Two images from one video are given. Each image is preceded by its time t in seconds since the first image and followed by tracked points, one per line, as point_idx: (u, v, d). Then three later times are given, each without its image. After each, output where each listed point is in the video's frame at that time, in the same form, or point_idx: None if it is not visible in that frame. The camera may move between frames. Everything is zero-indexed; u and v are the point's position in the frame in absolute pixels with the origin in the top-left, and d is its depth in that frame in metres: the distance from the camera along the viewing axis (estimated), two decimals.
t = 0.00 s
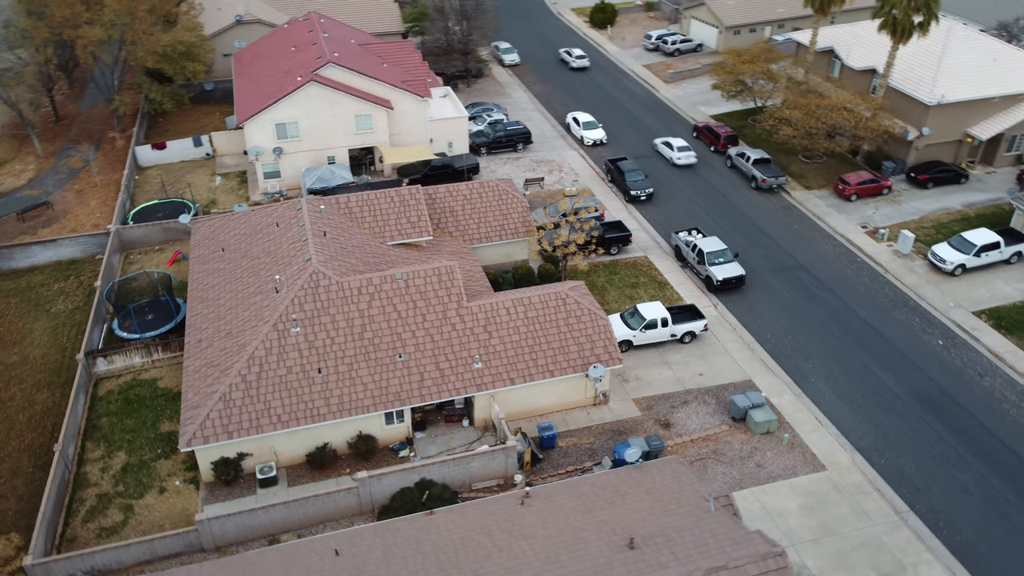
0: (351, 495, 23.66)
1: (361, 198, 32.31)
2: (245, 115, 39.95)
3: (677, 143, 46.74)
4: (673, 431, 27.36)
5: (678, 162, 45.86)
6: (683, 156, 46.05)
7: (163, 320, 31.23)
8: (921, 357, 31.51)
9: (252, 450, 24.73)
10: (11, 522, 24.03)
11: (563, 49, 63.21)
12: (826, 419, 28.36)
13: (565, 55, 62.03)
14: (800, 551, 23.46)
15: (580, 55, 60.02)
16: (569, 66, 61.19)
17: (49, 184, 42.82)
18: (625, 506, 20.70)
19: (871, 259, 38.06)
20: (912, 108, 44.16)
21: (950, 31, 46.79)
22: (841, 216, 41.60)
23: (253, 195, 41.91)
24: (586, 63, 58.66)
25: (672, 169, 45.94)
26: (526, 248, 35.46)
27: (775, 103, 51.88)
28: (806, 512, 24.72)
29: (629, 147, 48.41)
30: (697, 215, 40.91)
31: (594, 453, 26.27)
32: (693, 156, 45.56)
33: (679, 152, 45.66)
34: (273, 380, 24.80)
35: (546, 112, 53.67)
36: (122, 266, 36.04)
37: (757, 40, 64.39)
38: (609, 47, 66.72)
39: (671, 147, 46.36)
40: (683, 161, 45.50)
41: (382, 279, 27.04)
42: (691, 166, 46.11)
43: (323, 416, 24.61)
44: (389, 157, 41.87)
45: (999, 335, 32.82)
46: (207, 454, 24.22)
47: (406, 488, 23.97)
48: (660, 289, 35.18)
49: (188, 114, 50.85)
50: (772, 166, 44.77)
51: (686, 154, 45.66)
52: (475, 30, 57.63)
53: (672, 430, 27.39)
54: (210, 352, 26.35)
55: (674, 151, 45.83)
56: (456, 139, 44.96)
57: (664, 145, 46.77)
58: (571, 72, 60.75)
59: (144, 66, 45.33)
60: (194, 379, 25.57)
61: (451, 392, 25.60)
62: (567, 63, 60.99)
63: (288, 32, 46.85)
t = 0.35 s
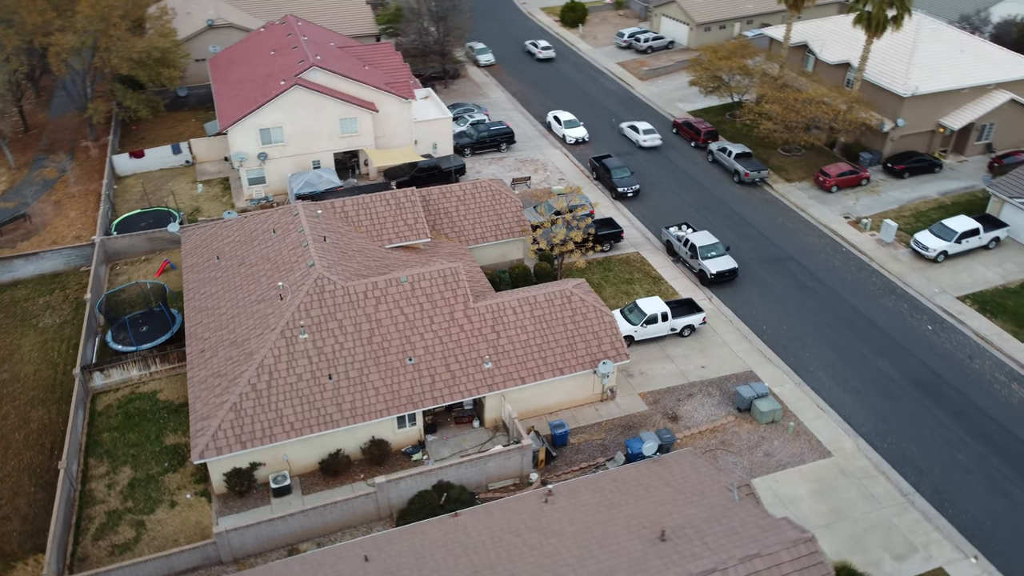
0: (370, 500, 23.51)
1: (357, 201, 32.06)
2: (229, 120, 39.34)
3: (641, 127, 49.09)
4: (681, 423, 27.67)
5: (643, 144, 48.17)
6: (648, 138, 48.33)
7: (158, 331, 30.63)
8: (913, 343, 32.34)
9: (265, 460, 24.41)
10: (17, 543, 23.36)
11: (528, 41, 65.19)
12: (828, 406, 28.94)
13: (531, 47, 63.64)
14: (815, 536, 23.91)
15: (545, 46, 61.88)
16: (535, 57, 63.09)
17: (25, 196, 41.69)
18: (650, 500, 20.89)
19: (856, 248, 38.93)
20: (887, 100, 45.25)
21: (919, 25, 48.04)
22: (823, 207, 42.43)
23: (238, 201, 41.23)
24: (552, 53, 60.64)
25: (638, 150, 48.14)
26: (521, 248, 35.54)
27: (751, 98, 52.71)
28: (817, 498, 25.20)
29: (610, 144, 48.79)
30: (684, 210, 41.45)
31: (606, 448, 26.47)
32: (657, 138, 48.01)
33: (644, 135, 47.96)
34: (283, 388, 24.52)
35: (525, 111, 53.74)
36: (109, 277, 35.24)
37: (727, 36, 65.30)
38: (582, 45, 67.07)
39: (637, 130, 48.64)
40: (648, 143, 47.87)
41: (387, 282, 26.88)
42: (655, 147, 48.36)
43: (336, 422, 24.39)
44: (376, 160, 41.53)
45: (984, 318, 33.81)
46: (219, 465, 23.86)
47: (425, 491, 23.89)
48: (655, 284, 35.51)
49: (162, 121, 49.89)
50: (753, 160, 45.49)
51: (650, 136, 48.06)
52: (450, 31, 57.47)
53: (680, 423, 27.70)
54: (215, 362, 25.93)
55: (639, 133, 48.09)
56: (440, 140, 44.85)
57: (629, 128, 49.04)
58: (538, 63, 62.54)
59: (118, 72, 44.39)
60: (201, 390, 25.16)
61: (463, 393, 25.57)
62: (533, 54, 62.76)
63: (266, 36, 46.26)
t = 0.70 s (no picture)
0: (392, 505, 23.42)
1: (353, 205, 31.83)
2: (211, 127, 38.62)
3: (603, 110, 51.32)
4: (690, 415, 28.07)
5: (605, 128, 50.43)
6: (609, 121, 50.57)
7: (155, 344, 29.97)
8: (903, 328, 33.28)
9: (281, 469, 24.12)
10: (28, 567, 22.70)
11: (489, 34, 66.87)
12: (829, 392, 29.62)
13: (492, 39, 65.24)
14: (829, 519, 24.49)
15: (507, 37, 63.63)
16: (497, 49, 64.71)
17: None
18: (676, 491, 21.18)
19: (839, 237, 39.90)
20: (860, 92, 46.41)
21: (886, 18, 49.38)
22: (804, 198, 43.33)
23: (223, 209, 40.49)
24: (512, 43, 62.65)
25: (600, 134, 50.42)
26: (517, 247, 35.64)
27: (725, 93, 53.58)
28: (827, 482, 25.80)
29: (591, 142, 49.17)
30: (670, 204, 42.00)
31: (619, 442, 26.74)
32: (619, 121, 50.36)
33: (606, 118, 50.21)
34: (297, 395, 24.23)
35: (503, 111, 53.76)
36: (95, 291, 34.37)
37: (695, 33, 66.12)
38: (552, 44, 67.32)
39: (599, 114, 50.85)
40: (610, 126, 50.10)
41: (395, 285, 26.75)
42: (617, 130, 50.63)
43: (353, 428, 24.18)
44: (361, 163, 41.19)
45: (968, 301, 34.92)
46: (235, 476, 23.51)
47: (446, 493, 23.89)
48: (650, 279, 35.88)
49: (134, 129, 48.77)
50: (733, 154, 46.28)
51: (612, 119, 50.35)
52: (423, 32, 57.20)
53: (689, 414, 28.11)
54: (223, 373, 25.51)
55: (601, 117, 50.35)
56: (423, 142, 44.67)
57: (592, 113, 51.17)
58: (500, 55, 64.10)
59: (89, 80, 43.30)
60: (211, 401, 24.73)
61: (478, 394, 25.57)
62: (494, 46, 64.30)
63: (241, 41, 45.55)
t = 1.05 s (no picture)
0: (412, 509, 23.35)
1: (349, 210, 31.61)
2: (195, 134, 37.97)
3: (566, 99, 53.54)
4: (697, 408, 28.44)
5: (569, 114, 52.66)
6: (573, 109, 52.84)
7: (153, 356, 29.37)
8: (893, 315, 34.13)
9: (297, 478, 23.87)
10: None
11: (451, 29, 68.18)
12: (828, 380, 30.26)
13: (456, 33, 66.34)
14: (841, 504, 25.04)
15: (470, 31, 64.94)
16: (460, 43, 65.92)
17: None
18: (699, 483, 21.46)
19: (823, 228, 40.74)
20: (835, 86, 47.45)
21: (856, 13, 50.53)
22: (786, 191, 44.15)
23: (208, 217, 39.76)
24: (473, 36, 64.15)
25: (564, 120, 52.61)
26: (512, 247, 35.71)
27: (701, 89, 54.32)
28: (835, 467, 26.39)
29: (573, 140, 49.45)
30: (657, 200, 42.44)
31: (630, 437, 27.01)
32: (582, 108, 52.68)
33: (569, 105, 52.49)
34: (311, 402, 23.99)
35: (482, 111, 53.71)
36: (83, 304, 33.55)
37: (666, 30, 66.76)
38: (525, 43, 67.43)
39: (563, 102, 53.08)
40: (574, 113, 52.34)
41: (402, 289, 26.65)
42: (580, 117, 52.91)
43: (369, 434, 24.02)
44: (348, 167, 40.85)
45: (952, 287, 35.94)
46: (252, 487, 23.21)
47: (466, 494, 23.89)
48: (644, 274, 36.16)
49: (108, 138, 47.69)
50: (714, 149, 46.94)
51: (575, 106, 52.62)
52: (398, 34, 56.84)
53: (695, 407, 28.50)
54: (232, 383, 25.15)
55: (565, 104, 52.57)
56: (408, 144, 44.44)
57: (556, 101, 53.42)
58: (464, 49, 65.32)
59: (63, 89, 42.25)
60: (221, 412, 24.35)
61: (491, 394, 25.59)
62: (458, 40, 65.53)
63: (218, 46, 44.86)
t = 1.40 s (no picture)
0: (435, 512, 23.29)
1: (345, 214, 31.36)
2: (176, 142, 37.19)
3: (524, 87, 55.33)
4: (702, 398, 28.90)
5: (527, 102, 54.52)
6: (530, 96, 54.68)
7: (151, 370, 28.71)
8: (879, 301, 35.10)
9: (316, 487, 23.61)
10: None
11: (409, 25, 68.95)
12: (825, 366, 30.97)
13: (413, 29, 67.19)
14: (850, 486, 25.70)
15: (427, 27, 65.87)
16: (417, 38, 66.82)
17: None
18: (721, 471, 21.83)
19: (804, 218, 41.67)
20: (806, 79, 48.55)
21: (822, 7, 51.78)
22: (765, 183, 45.04)
23: (191, 226, 38.95)
24: (430, 31, 65.10)
25: (523, 108, 54.46)
26: (505, 247, 35.81)
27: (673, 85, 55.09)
28: (840, 451, 27.07)
29: (551, 138, 49.70)
30: (641, 196, 42.90)
31: (640, 431, 27.32)
32: (539, 95, 54.55)
33: (527, 93, 54.30)
34: (326, 410, 23.74)
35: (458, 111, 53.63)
36: (69, 320, 32.63)
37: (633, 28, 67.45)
38: (494, 43, 67.46)
39: (520, 90, 54.88)
40: (532, 101, 54.23)
41: (409, 292, 26.53)
42: (537, 104, 54.81)
43: (386, 439, 23.87)
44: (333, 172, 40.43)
45: (932, 272, 37.10)
46: (271, 498, 22.88)
47: (486, 495, 23.93)
48: (636, 269, 36.51)
49: (77, 149, 46.42)
50: (692, 144, 47.63)
51: (533, 94, 54.49)
52: (369, 37, 56.33)
53: (700, 397, 28.96)
54: (242, 393, 24.75)
55: (523, 93, 54.35)
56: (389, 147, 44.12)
57: (514, 89, 55.20)
58: (421, 43, 66.22)
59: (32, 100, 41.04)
60: (233, 423, 23.96)
61: (504, 394, 25.64)
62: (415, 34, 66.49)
63: (191, 52, 44.01)
